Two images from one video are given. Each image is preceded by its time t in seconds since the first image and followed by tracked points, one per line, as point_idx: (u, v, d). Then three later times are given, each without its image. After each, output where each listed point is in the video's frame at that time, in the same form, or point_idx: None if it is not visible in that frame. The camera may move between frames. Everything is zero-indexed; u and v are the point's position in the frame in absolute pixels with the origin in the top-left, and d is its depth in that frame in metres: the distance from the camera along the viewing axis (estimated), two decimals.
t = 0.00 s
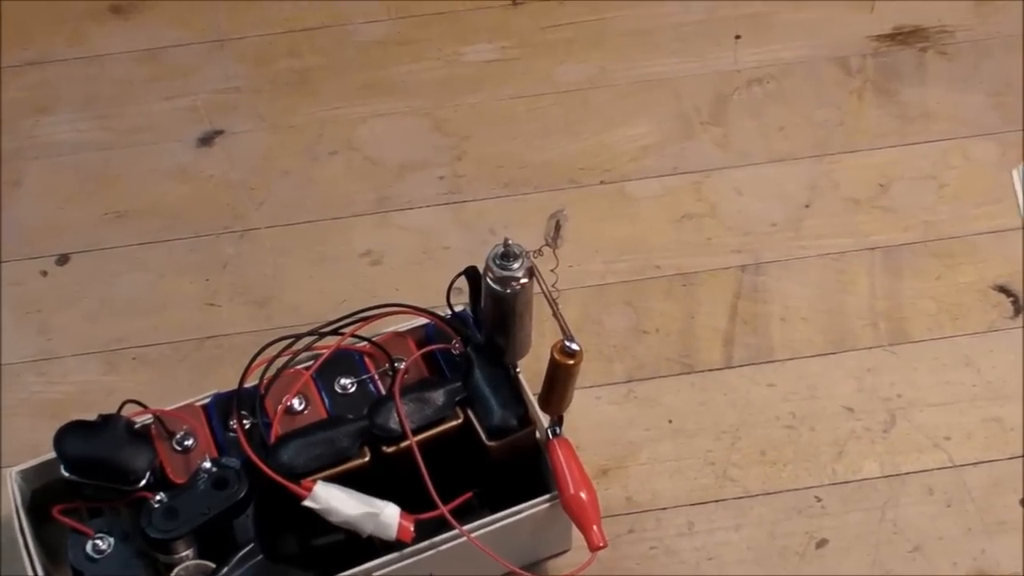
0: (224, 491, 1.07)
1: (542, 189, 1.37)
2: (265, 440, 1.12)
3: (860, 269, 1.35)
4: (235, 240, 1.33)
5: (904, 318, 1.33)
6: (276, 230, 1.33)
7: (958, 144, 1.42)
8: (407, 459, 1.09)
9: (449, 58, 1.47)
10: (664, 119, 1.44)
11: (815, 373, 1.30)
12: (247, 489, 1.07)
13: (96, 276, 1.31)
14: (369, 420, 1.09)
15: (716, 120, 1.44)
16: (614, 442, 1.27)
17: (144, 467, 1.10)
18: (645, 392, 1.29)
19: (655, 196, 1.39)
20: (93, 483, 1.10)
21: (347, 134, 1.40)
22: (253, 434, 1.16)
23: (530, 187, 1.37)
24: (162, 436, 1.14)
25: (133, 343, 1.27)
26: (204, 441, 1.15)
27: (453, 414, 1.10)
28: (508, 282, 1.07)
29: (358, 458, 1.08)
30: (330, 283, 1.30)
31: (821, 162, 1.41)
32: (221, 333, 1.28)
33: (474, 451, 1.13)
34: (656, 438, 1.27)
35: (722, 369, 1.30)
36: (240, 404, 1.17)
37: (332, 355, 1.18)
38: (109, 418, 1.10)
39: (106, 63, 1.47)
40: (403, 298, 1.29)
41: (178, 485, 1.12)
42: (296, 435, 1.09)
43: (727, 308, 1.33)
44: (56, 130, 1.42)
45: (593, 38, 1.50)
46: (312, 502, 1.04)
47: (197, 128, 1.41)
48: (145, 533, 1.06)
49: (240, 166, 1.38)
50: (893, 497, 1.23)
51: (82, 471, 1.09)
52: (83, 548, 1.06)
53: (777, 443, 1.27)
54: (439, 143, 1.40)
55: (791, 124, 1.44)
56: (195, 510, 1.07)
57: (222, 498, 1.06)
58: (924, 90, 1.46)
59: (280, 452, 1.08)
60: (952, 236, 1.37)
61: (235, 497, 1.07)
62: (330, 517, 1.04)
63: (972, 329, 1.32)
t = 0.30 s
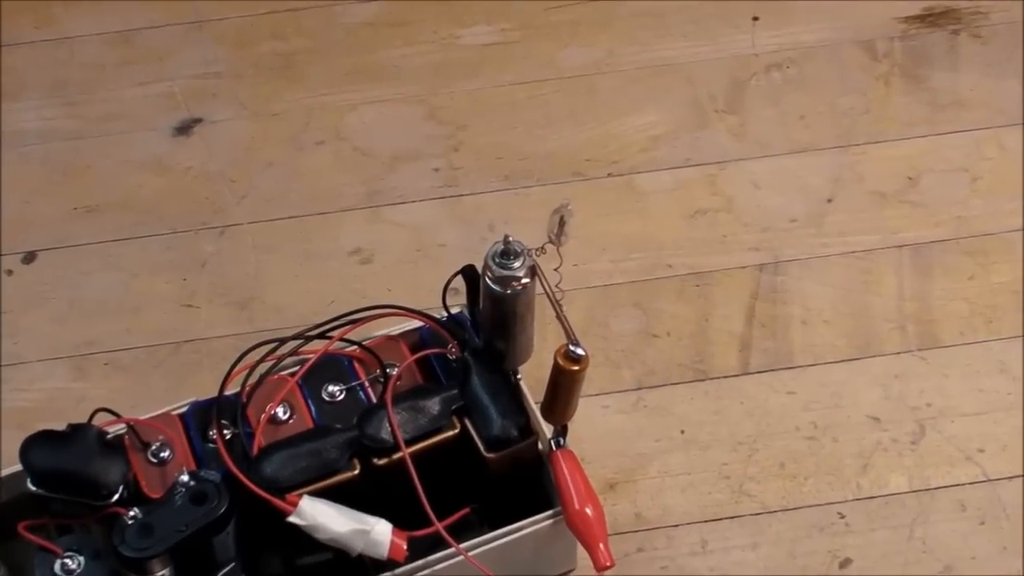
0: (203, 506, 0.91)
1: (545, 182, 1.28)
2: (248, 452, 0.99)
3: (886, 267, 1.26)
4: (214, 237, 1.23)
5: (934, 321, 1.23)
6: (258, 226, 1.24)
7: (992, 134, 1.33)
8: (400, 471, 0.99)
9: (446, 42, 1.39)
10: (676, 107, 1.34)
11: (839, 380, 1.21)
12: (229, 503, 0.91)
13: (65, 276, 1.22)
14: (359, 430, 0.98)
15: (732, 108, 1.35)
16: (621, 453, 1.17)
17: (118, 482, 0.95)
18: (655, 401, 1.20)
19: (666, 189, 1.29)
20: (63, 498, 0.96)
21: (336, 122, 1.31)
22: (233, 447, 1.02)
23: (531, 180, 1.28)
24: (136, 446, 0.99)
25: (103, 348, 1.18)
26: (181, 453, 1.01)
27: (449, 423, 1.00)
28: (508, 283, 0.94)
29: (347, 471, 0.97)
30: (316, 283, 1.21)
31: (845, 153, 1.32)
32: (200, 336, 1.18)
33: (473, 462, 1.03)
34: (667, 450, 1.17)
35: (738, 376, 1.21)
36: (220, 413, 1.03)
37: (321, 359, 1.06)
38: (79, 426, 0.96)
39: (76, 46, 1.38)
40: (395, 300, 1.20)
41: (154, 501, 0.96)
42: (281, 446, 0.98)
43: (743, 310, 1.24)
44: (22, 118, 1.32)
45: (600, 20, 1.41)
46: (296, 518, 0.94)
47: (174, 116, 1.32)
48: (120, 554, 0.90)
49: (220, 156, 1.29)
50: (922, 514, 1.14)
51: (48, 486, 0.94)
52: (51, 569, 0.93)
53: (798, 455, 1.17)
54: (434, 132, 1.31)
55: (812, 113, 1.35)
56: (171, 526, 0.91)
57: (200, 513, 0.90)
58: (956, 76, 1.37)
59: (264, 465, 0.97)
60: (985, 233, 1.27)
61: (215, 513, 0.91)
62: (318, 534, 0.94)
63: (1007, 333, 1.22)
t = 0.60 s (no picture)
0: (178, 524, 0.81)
1: (547, 174, 1.19)
2: (226, 466, 0.88)
3: (915, 266, 1.17)
4: (190, 233, 1.15)
5: (968, 325, 1.14)
6: (237, 221, 1.15)
7: None
8: (390, 485, 0.88)
9: (441, 23, 1.30)
10: (689, 93, 1.25)
11: (865, 388, 1.12)
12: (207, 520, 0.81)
13: (29, 274, 1.13)
14: (348, 441, 0.87)
15: (750, 95, 1.26)
16: (629, 467, 1.08)
17: (87, 496, 0.83)
18: (666, 410, 1.10)
19: (678, 182, 1.20)
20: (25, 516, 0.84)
21: (323, 110, 1.22)
22: (212, 459, 0.90)
23: (533, 171, 1.19)
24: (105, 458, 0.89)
25: (70, 353, 1.09)
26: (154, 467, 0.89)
27: (444, 434, 0.89)
28: (508, 283, 0.84)
29: (335, 485, 0.86)
30: (300, 283, 1.12)
31: (872, 142, 1.23)
32: (174, 340, 1.10)
33: (468, 477, 0.92)
34: (679, 463, 1.08)
35: (756, 384, 1.12)
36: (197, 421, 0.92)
37: (304, 365, 0.94)
38: (45, 436, 0.85)
39: (42, 28, 1.29)
40: (385, 301, 1.11)
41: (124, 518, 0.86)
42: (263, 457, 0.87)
43: (762, 312, 1.15)
44: None
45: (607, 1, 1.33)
46: (280, 536, 0.82)
47: (148, 103, 1.23)
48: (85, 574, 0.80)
49: (196, 145, 1.20)
50: (955, 533, 1.05)
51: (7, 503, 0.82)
52: None
53: (821, 469, 1.08)
54: (428, 120, 1.22)
55: (836, 100, 1.26)
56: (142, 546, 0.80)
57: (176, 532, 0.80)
58: (992, 60, 1.29)
59: (244, 477, 0.86)
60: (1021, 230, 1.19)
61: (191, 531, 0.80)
62: (302, 554, 0.83)
63: None
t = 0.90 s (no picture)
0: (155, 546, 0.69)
1: (551, 164, 1.11)
2: (206, 480, 0.77)
3: (948, 264, 1.08)
4: (165, 228, 1.06)
5: (1005, 328, 1.06)
6: (216, 215, 1.07)
7: None
8: (381, 503, 0.78)
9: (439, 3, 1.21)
10: (705, 77, 1.17)
11: (896, 397, 1.03)
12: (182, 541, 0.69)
13: None
14: (336, 454, 0.76)
15: (771, 79, 1.18)
16: (640, 481, 0.99)
17: (52, 513, 0.73)
18: (679, 420, 1.01)
19: (692, 174, 1.12)
20: None
21: (309, 95, 1.14)
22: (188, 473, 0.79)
23: (536, 161, 1.11)
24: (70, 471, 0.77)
25: (32, 357, 1.00)
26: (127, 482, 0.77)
27: (441, 446, 0.78)
28: (509, 283, 0.75)
29: (322, 501, 0.75)
30: (283, 282, 1.04)
31: (903, 130, 1.15)
32: (147, 344, 1.01)
33: (465, 496, 0.81)
34: (694, 477, 0.99)
35: (777, 392, 1.03)
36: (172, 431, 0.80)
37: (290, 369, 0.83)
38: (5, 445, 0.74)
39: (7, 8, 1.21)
40: (375, 301, 1.02)
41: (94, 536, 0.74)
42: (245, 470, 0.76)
43: (783, 315, 1.06)
44: None
45: None
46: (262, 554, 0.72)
47: (119, 87, 1.15)
48: None
49: (171, 133, 1.11)
50: (994, 555, 0.96)
51: None
52: None
53: (848, 484, 0.99)
54: (423, 106, 1.14)
55: (863, 85, 1.18)
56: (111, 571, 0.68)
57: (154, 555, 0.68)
58: None
59: (225, 493, 0.74)
60: None
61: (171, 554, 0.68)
62: None
63: None
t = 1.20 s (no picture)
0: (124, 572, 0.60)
1: (555, 155, 1.03)
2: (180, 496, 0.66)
3: (984, 263, 1.00)
4: (135, 223, 0.98)
5: None
6: (191, 208, 0.99)
7: None
8: (368, 525, 0.68)
9: None
10: (721, 59, 1.11)
11: (929, 407, 0.94)
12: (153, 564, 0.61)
13: None
14: (321, 468, 0.66)
15: (794, 62, 1.11)
16: (650, 498, 0.90)
17: (14, 533, 0.64)
18: (694, 433, 0.93)
19: (707, 165, 1.04)
20: None
21: (293, 79, 1.06)
22: (162, 489, 0.68)
23: (539, 150, 1.03)
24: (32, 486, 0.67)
25: None
26: (92, 499, 0.67)
27: (435, 460, 0.69)
28: (510, 283, 0.66)
29: (307, 519, 0.66)
30: (264, 281, 0.95)
31: (940, 119, 1.07)
32: (116, 350, 0.93)
33: (459, 517, 0.72)
34: (710, 494, 0.90)
35: (802, 402, 0.94)
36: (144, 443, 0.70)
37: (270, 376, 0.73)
38: None
39: None
40: (365, 303, 0.94)
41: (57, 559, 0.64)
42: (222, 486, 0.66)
43: (806, 318, 0.97)
44: None
45: None
46: None
47: (87, 71, 1.07)
48: None
49: (137, 117, 1.04)
50: None
51: None
52: None
53: (877, 502, 0.90)
54: (416, 92, 1.06)
55: (893, 69, 1.10)
56: None
57: None
58: None
59: (200, 511, 0.64)
60: None
61: None
62: None
63: None
